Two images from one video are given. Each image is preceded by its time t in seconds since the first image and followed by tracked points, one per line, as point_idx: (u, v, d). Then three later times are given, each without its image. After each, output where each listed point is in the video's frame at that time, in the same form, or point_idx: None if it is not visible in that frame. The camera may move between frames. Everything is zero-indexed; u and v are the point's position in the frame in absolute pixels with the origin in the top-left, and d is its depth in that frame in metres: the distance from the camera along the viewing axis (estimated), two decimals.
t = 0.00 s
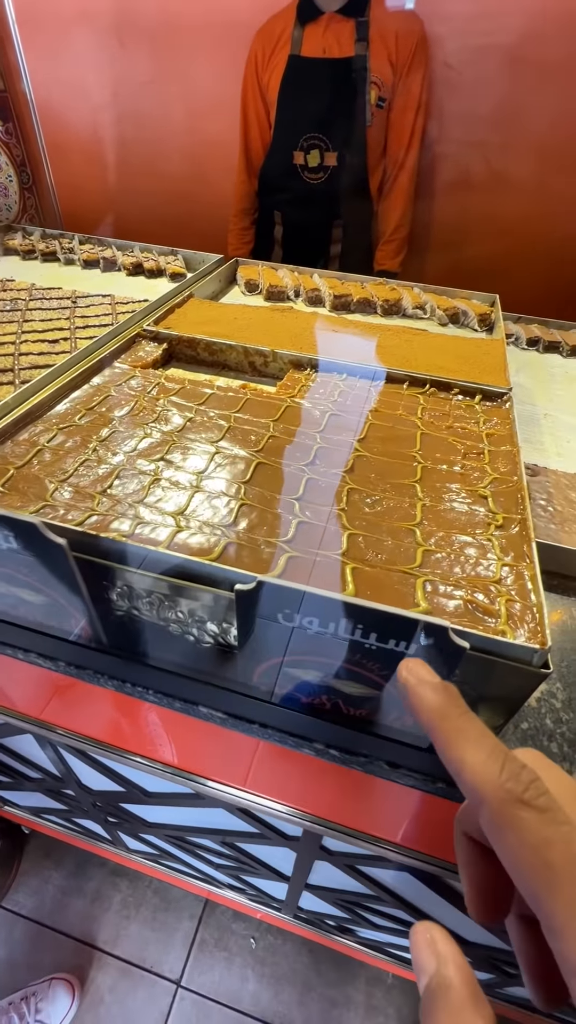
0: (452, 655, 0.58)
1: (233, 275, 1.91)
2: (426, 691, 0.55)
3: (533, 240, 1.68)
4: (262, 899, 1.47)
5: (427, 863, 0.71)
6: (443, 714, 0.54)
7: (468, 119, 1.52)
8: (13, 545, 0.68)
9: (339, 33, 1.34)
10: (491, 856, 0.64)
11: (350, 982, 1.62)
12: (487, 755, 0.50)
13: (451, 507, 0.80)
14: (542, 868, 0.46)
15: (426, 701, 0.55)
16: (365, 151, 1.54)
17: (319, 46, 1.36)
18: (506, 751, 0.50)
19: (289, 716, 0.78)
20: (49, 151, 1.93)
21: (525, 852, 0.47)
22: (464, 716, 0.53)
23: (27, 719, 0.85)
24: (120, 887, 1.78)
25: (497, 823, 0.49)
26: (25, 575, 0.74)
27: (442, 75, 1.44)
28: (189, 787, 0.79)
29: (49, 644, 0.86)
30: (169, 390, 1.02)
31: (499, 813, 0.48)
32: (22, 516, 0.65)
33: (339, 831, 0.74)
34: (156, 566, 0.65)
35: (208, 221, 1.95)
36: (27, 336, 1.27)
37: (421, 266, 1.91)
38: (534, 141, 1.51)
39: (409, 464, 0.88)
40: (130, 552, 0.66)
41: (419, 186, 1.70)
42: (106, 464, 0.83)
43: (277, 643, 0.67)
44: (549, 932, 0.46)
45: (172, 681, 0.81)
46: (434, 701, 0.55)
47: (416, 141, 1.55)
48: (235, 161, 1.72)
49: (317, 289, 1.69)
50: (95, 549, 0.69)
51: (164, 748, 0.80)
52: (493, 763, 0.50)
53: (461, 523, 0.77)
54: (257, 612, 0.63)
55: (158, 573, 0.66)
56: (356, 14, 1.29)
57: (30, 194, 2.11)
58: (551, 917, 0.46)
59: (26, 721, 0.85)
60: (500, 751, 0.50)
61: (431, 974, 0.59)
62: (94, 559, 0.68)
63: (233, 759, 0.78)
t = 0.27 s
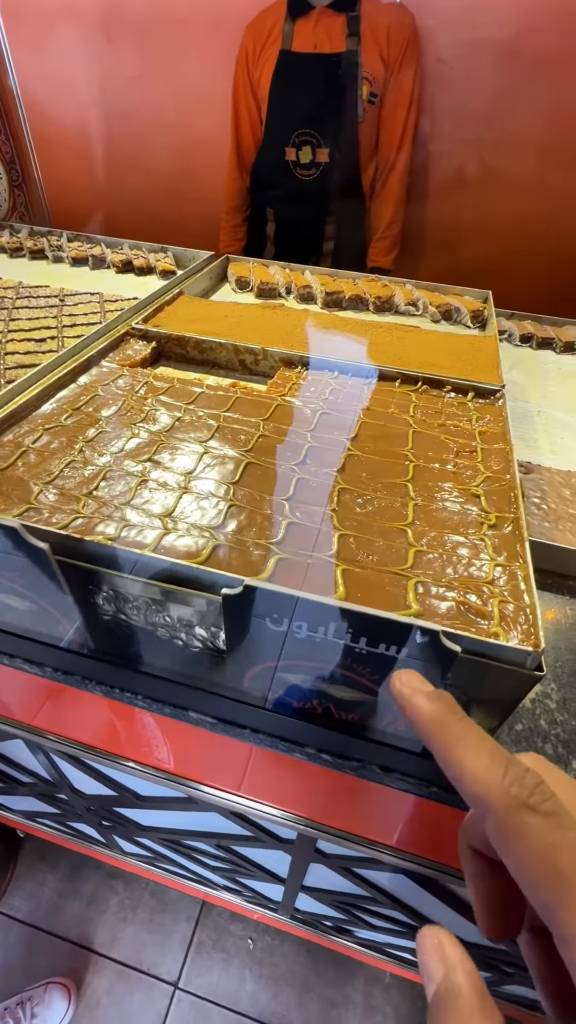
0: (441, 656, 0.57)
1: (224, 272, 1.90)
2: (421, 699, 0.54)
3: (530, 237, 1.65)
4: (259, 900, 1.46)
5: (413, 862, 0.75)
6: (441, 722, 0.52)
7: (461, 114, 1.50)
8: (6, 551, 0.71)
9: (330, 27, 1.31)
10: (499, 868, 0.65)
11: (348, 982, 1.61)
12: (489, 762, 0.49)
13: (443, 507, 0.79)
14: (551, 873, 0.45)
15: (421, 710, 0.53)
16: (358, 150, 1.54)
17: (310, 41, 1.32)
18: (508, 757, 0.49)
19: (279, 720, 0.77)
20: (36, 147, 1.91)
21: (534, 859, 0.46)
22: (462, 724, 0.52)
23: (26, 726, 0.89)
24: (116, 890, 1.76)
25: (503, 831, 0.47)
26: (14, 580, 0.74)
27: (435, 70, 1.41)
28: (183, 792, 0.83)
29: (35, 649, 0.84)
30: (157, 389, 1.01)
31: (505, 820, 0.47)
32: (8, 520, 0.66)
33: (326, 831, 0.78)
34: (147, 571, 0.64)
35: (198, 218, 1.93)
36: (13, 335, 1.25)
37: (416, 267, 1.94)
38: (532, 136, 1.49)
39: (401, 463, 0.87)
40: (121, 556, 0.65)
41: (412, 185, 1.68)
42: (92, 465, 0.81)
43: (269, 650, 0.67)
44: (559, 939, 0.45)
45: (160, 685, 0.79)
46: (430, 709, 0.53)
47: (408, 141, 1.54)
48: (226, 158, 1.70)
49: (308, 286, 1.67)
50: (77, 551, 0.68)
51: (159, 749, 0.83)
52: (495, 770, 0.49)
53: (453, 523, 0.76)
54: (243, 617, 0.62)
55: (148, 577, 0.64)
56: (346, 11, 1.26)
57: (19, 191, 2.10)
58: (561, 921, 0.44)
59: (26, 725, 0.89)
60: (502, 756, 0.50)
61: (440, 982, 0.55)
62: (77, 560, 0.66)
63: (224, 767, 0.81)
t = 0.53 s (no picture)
0: (427, 649, 0.57)
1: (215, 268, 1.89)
2: (377, 827, 0.71)
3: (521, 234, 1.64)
4: (256, 895, 1.47)
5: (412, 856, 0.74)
6: (392, 824, 0.70)
7: (452, 110, 1.50)
8: None
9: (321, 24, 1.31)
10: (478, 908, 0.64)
11: (346, 975, 1.62)
12: (432, 844, 0.67)
13: (432, 498, 0.79)
14: (502, 927, 0.53)
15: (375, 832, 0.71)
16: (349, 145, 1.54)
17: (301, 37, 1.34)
18: (452, 840, 0.66)
19: (271, 712, 0.78)
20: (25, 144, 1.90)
21: (488, 914, 0.55)
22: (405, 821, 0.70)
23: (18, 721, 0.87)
24: (113, 887, 1.77)
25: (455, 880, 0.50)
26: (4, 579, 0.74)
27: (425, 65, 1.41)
28: (179, 788, 0.82)
29: (28, 646, 0.85)
30: (147, 384, 1.01)
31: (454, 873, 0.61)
32: None
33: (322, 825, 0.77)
34: (143, 566, 0.64)
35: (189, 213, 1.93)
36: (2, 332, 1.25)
37: (406, 265, 1.93)
38: (521, 138, 1.48)
39: (390, 456, 0.87)
40: (115, 551, 0.65)
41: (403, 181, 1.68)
42: (81, 460, 0.81)
43: (266, 641, 0.66)
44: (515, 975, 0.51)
45: (152, 679, 0.81)
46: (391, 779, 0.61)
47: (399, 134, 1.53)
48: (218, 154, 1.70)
49: (299, 281, 1.68)
50: (68, 547, 0.67)
51: (155, 747, 0.82)
52: (432, 839, 0.67)
53: (442, 515, 0.76)
54: (231, 608, 0.62)
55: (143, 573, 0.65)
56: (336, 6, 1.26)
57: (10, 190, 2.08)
58: (508, 954, 0.52)
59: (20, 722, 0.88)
60: (444, 839, 0.67)
61: None
62: (69, 557, 0.67)
63: (219, 760, 0.80)
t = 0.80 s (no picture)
0: (422, 639, 0.57)
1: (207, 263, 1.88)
2: (363, 904, 0.73)
3: (510, 232, 1.66)
4: (254, 892, 1.46)
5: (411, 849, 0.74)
6: (376, 900, 0.71)
7: (443, 106, 1.49)
8: None
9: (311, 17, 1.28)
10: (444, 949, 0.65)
11: (345, 970, 1.62)
12: (414, 913, 0.67)
13: (426, 488, 0.79)
14: (483, 994, 0.55)
15: (361, 910, 0.72)
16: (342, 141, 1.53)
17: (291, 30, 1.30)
18: (429, 906, 0.65)
19: (267, 705, 0.77)
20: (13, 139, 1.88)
21: (471, 985, 0.56)
22: (387, 896, 0.71)
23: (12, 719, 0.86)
24: (111, 886, 1.76)
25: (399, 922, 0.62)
26: None
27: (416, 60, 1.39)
28: (175, 784, 0.82)
29: (20, 643, 0.84)
30: (138, 378, 1.00)
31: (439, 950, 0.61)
32: None
33: (319, 818, 0.77)
34: (141, 559, 0.63)
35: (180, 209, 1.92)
36: None
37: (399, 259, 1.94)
38: (513, 136, 1.49)
39: (384, 447, 0.87)
40: (108, 546, 0.65)
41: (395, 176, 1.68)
42: (71, 455, 0.80)
43: (263, 633, 0.65)
44: None
45: (146, 673, 0.80)
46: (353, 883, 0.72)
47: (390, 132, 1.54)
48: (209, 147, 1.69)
49: (291, 275, 1.67)
50: (59, 541, 0.66)
51: (152, 747, 0.82)
52: (416, 911, 0.67)
53: (436, 505, 0.76)
54: (224, 599, 0.61)
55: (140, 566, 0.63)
56: None
57: None
58: None
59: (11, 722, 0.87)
60: (425, 906, 0.66)
61: None
62: (61, 551, 0.66)
63: (215, 756, 0.80)
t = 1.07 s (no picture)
0: (413, 633, 0.58)
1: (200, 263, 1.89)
2: (342, 898, 0.62)
3: (508, 218, 1.66)
4: (253, 889, 1.47)
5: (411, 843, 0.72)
6: (351, 895, 0.61)
7: (434, 107, 1.54)
8: None
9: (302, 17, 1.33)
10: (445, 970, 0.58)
11: (344, 966, 1.63)
12: (388, 908, 0.58)
13: (416, 485, 0.80)
14: (456, 988, 0.49)
15: (339, 905, 0.61)
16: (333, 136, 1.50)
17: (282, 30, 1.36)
18: (405, 896, 0.57)
19: (262, 701, 0.78)
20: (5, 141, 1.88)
21: (441, 974, 0.50)
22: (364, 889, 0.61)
23: (7, 719, 0.85)
24: (111, 887, 1.77)
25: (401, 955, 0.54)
26: None
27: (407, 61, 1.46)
28: (172, 781, 0.81)
29: (17, 642, 0.86)
30: (132, 379, 1.01)
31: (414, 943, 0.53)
32: None
33: (317, 813, 0.76)
34: (137, 558, 0.64)
35: (173, 211, 1.93)
36: None
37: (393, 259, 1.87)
38: (501, 136, 1.53)
39: (375, 445, 0.88)
40: (105, 545, 0.65)
41: (387, 176, 1.69)
42: (66, 455, 0.81)
43: (262, 630, 0.66)
44: None
45: (142, 670, 0.81)
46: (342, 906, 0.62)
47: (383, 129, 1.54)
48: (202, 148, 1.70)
49: (284, 276, 1.68)
50: (55, 540, 0.67)
51: (150, 744, 0.81)
52: (391, 905, 0.58)
53: (426, 501, 0.77)
54: (219, 596, 0.62)
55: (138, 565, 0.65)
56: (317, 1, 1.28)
57: None
58: None
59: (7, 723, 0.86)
60: (401, 899, 0.58)
61: None
62: (57, 549, 0.67)
63: (212, 751, 0.80)
